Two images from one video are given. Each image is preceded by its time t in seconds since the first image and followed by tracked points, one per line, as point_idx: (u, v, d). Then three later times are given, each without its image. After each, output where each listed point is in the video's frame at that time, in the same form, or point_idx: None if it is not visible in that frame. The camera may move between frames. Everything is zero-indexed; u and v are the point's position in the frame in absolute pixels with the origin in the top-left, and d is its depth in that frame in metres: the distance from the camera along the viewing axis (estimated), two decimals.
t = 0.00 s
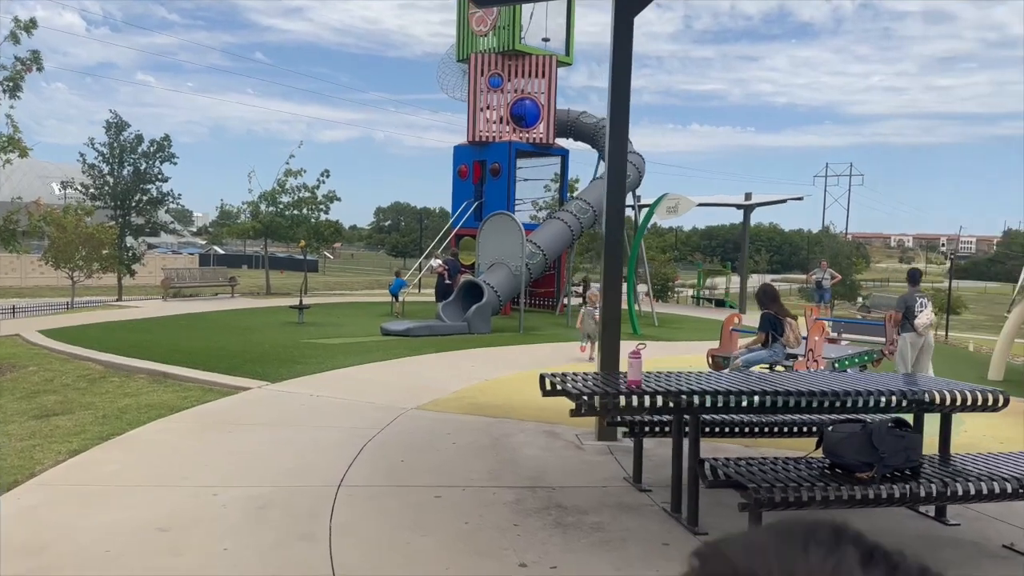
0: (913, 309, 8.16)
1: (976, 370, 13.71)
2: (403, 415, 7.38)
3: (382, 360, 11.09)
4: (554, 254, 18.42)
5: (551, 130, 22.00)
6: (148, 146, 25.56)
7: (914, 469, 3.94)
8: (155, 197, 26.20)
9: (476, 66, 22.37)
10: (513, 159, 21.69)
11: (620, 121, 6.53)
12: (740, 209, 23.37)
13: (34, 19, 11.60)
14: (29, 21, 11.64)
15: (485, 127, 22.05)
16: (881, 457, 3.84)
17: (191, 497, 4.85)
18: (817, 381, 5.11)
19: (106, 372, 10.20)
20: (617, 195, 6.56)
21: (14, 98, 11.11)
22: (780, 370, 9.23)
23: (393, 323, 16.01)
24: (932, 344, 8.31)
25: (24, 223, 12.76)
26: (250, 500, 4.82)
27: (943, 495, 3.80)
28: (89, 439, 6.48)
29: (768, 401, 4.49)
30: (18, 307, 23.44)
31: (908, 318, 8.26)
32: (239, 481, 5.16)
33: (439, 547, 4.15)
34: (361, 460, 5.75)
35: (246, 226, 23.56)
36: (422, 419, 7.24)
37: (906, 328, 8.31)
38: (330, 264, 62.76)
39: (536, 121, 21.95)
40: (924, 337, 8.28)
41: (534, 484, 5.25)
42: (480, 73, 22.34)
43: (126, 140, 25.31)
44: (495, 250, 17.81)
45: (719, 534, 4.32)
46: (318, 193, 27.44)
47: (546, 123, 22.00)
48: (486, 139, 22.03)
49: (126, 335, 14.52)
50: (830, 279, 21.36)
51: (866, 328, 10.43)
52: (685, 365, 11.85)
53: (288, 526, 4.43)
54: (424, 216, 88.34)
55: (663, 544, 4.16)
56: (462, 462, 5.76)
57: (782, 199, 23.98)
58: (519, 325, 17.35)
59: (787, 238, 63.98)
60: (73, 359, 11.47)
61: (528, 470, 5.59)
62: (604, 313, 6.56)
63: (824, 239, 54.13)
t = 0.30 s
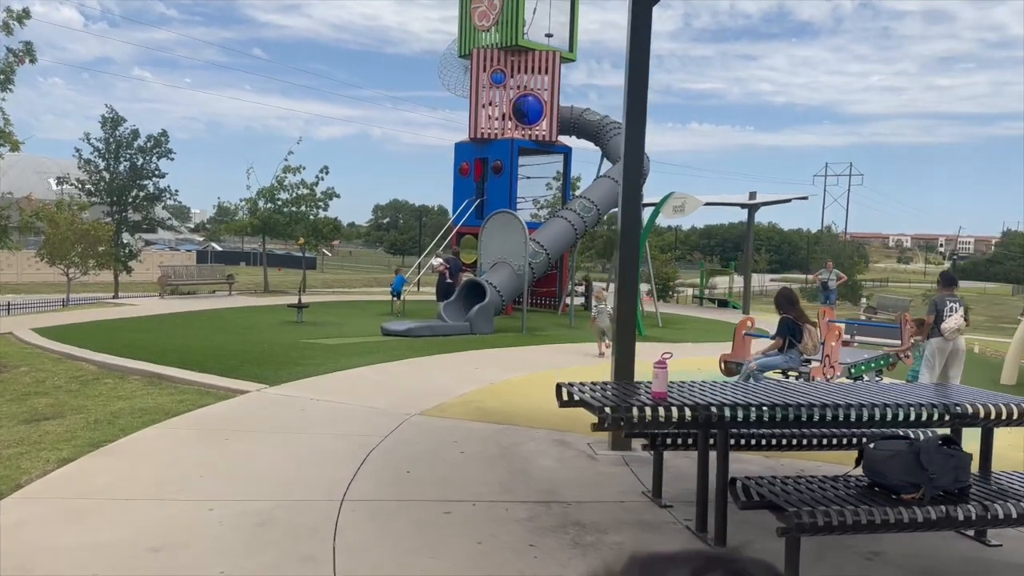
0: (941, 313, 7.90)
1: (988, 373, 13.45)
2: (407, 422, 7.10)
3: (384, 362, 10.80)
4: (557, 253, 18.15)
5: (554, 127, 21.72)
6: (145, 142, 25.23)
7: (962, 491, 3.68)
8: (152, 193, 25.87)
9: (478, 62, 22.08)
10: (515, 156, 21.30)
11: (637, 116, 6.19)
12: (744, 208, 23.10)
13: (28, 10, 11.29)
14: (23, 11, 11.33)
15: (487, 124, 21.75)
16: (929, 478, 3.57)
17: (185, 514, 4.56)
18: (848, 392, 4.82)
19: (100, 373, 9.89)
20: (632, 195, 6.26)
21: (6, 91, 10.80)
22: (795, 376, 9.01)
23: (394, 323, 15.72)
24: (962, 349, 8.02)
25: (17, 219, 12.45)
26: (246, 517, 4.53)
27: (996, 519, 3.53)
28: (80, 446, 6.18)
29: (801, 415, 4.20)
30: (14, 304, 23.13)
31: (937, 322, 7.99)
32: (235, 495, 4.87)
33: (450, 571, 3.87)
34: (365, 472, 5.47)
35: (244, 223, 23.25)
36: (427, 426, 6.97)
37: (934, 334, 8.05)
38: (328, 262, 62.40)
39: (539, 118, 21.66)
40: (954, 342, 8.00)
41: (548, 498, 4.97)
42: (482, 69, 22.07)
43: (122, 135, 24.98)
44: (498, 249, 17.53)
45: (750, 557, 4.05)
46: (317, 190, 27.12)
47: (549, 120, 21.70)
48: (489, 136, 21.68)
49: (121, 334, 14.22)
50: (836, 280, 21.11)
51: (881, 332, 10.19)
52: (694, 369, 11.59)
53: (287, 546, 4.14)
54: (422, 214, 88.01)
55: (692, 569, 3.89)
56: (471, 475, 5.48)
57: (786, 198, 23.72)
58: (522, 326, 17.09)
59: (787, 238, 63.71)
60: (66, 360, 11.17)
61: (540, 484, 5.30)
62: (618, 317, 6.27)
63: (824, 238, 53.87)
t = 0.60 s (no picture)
0: (977, 313, 7.73)
1: (1006, 374, 13.18)
2: (420, 425, 6.86)
3: (393, 362, 10.54)
4: (566, 251, 17.91)
5: (561, 124, 21.46)
6: (148, 138, 25.00)
7: None
8: (154, 190, 25.64)
9: (484, 57, 21.78)
10: (521, 151, 20.95)
11: (660, 112, 5.99)
12: (753, 205, 22.83)
13: (30, 2, 11.05)
14: (25, 4, 11.09)
15: (493, 121, 21.49)
16: (993, 493, 3.33)
17: (192, 525, 4.33)
18: (891, 396, 4.55)
19: (102, 373, 9.64)
20: (656, 193, 6.01)
21: (7, 85, 10.57)
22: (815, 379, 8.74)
23: (401, 322, 15.49)
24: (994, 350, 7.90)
25: (17, 216, 12.23)
26: (255, 530, 4.28)
27: None
28: (82, 451, 5.95)
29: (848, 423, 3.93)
30: (16, 302, 22.93)
31: (972, 324, 7.79)
32: (243, 506, 4.64)
33: None
34: (378, 480, 5.23)
35: (247, 220, 23.00)
36: (441, 429, 6.73)
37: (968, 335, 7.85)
38: (331, 260, 62.20)
39: (546, 114, 21.39)
40: (987, 342, 7.86)
41: (572, 509, 4.72)
42: (488, 65, 21.68)
43: (124, 132, 24.74)
44: (505, 247, 17.30)
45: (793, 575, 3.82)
46: (320, 187, 26.89)
47: (556, 116, 21.43)
48: (495, 133, 21.50)
49: (124, 333, 14.01)
50: (847, 279, 20.87)
51: (903, 331, 9.93)
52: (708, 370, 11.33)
53: (300, 562, 3.90)
54: (424, 211, 87.75)
55: None
56: (490, 483, 5.24)
57: (795, 196, 23.44)
58: (531, 324, 16.86)
59: (790, 235, 63.37)
60: (68, 359, 10.95)
61: (564, 492, 5.06)
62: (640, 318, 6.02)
63: (829, 236, 53.59)
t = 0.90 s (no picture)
0: (1007, 321, 7.52)
1: None
2: (434, 437, 6.64)
3: (401, 371, 10.32)
4: (573, 255, 17.71)
5: (568, 126, 21.25)
6: (150, 142, 24.81)
7: None
8: (157, 194, 25.45)
9: (490, 59, 21.60)
10: (527, 154, 20.76)
11: (683, 114, 5.78)
12: (761, 208, 22.62)
13: (30, 3, 10.85)
14: (25, 4, 10.89)
15: (499, 123, 21.29)
16: None
17: (200, 549, 4.10)
18: (935, 413, 4.33)
19: (104, 382, 9.42)
20: (679, 197, 5.78)
21: (8, 87, 10.37)
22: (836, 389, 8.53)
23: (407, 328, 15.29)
24: None
25: (17, 220, 12.02)
26: (267, 554, 4.06)
27: None
28: (83, 466, 5.73)
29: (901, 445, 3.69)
30: (17, 307, 22.73)
31: (1002, 332, 7.55)
32: (253, 528, 4.40)
33: None
34: (392, 499, 5.00)
35: (250, 224, 22.78)
36: (455, 441, 6.51)
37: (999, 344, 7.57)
38: (333, 263, 62.00)
39: (552, 116, 21.20)
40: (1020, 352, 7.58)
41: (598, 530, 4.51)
42: (494, 67, 21.58)
43: (126, 135, 24.56)
44: (512, 251, 17.09)
45: None
46: (323, 191, 26.70)
47: (562, 118, 21.23)
48: (500, 135, 21.24)
49: (126, 339, 13.80)
50: (857, 282, 20.75)
51: (922, 337, 9.72)
52: (723, 377, 11.10)
53: None
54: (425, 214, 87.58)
55: None
56: (511, 501, 5.00)
57: (804, 198, 23.24)
58: (538, 329, 16.65)
59: (794, 237, 63.08)
60: (70, 367, 10.75)
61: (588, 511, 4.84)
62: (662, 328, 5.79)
63: (833, 238, 53.34)
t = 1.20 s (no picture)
0: None
1: None
2: (444, 446, 6.42)
3: (408, 376, 10.10)
4: (580, 257, 17.49)
5: (573, 128, 21.03)
6: (152, 145, 24.63)
7: None
8: (159, 197, 25.24)
9: (494, 60, 21.39)
10: (532, 156, 20.56)
11: (705, 116, 5.55)
12: (768, 210, 22.42)
13: None
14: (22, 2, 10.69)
15: (503, 125, 21.07)
16: None
17: (203, 569, 3.87)
18: (979, 424, 4.12)
19: (104, 389, 9.20)
20: (701, 202, 5.55)
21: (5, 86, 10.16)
22: (856, 394, 8.32)
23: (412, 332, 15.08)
24: None
25: (15, 223, 11.81)
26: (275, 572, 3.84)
27: None
28: (81, 477, 5.51)
29: (948, 459, 3.49)
30: (18, 311, 22.52)
31: None
32: (258, 546, 4.18)
33: None
34: (404, 514, 4.78)
35: (253, 227, 22.59)
36: (468, 451, 6.30)
37: None
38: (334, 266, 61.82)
39: (557, 118, 20.98)
40: None
41: (621, 546, 4.29)
42: (498, 68, 21.35)
43: (128, 138, 24.37)
44: (518, 253, 16.88)
45: None
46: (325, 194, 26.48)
47: (567, 120, 21.00)
48: (505, 137, 21.02)
49: (128, 343, 13.58)
50: (867, 285, 20.72)
51: (941, 341, 9.50)
52: (735, 381, 10.88)
53: None
54: (427, 217, 87.42)
55: None
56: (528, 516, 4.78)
57: (811, 199, 23.03)
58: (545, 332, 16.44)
59: (797, 240, 62.89)
60: (70, 373, 10.53)
61: (609, 527, 4.61)
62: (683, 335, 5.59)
63: (837, 240, 53.11)
